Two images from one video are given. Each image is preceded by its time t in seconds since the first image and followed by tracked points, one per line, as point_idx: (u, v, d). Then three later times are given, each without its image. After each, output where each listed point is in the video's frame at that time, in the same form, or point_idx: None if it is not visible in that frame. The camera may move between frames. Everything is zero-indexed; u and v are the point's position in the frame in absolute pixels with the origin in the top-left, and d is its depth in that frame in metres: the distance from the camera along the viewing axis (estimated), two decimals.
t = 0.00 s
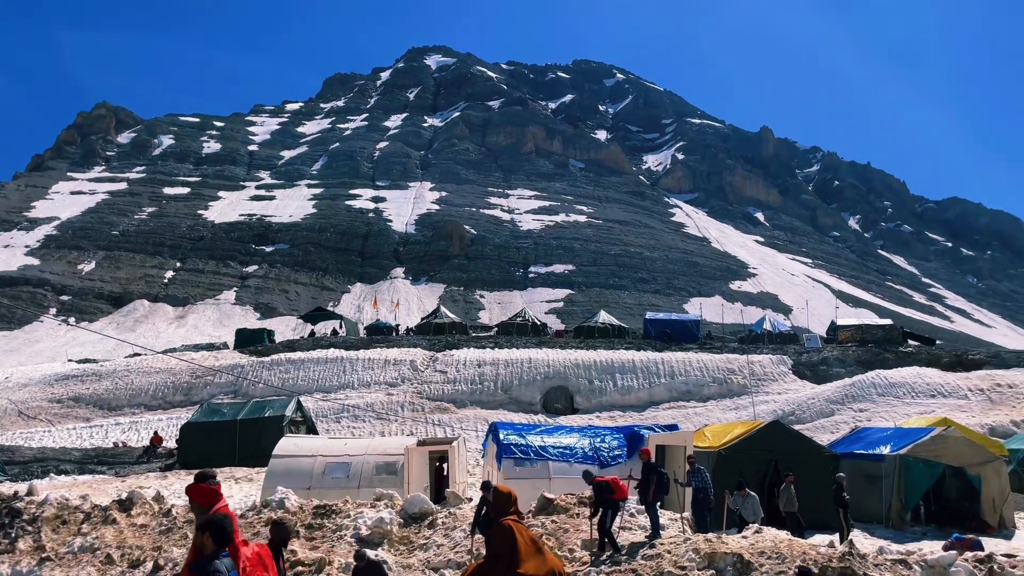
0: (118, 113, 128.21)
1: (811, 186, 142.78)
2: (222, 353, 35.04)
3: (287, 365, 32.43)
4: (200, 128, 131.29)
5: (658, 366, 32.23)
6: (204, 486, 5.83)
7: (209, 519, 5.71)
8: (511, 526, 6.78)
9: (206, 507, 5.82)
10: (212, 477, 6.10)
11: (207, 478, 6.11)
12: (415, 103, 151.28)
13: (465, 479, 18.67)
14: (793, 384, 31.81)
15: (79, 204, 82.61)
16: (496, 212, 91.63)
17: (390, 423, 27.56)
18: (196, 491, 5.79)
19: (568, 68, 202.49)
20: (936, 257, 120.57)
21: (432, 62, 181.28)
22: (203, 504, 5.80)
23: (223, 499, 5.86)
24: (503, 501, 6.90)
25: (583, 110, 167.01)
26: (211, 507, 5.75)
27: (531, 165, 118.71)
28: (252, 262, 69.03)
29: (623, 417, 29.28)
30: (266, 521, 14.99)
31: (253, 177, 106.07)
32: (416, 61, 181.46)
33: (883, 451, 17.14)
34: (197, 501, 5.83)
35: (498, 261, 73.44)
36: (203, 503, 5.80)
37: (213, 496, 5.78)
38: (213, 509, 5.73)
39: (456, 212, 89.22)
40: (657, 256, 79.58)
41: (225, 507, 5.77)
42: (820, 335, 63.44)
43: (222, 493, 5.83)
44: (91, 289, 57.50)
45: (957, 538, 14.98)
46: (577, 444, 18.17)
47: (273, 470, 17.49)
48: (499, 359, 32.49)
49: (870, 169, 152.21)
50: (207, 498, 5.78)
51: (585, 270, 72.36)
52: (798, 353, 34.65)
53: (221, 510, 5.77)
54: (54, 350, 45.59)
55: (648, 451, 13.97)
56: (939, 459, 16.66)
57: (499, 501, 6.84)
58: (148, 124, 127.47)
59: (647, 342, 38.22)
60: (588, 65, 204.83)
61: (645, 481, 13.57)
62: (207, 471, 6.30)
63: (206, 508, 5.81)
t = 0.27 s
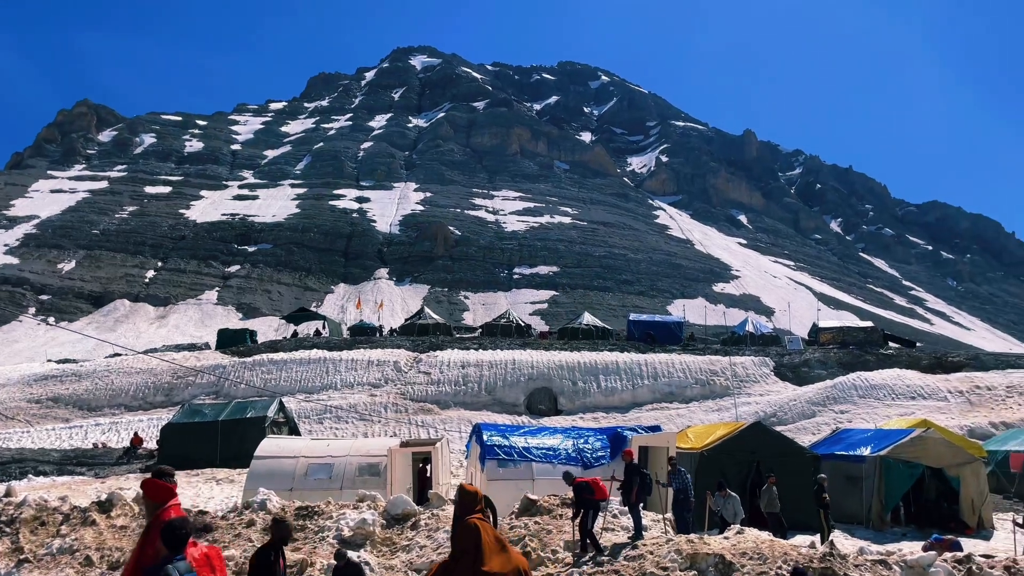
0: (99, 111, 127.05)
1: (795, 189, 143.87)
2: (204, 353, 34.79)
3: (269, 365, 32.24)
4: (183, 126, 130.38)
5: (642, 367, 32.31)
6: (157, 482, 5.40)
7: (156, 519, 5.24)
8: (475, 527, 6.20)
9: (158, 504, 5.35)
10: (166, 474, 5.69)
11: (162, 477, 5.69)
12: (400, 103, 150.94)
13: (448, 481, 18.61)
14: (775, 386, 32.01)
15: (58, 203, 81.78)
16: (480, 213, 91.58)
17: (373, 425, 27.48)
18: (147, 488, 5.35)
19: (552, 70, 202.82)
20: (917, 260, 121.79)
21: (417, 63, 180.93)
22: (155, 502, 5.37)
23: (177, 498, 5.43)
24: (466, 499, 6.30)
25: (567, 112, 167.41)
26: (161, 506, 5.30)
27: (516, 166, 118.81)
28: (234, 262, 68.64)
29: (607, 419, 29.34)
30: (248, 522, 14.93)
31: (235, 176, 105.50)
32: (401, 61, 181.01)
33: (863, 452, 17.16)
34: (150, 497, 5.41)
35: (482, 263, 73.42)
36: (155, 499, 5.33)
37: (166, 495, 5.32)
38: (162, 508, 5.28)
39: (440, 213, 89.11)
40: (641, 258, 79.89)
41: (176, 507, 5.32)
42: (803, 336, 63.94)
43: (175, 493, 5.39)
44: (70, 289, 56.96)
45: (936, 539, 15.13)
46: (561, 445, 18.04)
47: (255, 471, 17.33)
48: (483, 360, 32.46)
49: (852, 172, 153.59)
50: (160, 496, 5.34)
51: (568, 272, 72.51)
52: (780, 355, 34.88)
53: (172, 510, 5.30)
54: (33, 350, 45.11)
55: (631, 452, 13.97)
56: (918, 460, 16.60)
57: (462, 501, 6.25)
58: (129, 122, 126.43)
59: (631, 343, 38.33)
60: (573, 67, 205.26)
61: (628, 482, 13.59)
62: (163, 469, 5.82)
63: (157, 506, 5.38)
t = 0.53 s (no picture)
0: (78, 108, 125.68)
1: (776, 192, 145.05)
2: (184, 353, 34.51)
3: (250, 365, 32.03)
4: (163, 125, 129.29)
5: (623, 368, 32.42)
6: (99, 488, 6.17)
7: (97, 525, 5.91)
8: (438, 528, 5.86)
9: (98, 508, 6.14)
10: (106, 480, 6.36)
11: (103, 481, 6.39)
12: (383, 103, 150.50)
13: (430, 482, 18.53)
14: (755, 387, 32.25)
15: (36, 202, 80.81)
16: (463, 214, 91.49)
17: (354, 425, 27.41)
18: (89, 493, 6.13)
19: (535, 71, 203.02)
20: (896, 263, 123.24)
21: (400, 63, 180.46)
22: (96, 506, 6.13)
23: (117, 502, 6.18)
24: (430, 499, 5.98)
25: (551, 113, 167.71)
26: (102, 510, 6.05)
27: (499, 167, 118.88)
28: (215, 261, 68.14)
29: (588, 419, 29.40)
30: (228, 523, 14.83)
31: (216, 175, 104.76)
32: (384, 61, 180.43)
33: (843, 453, 17.26)
34: (89, 502, 6.17)
35: (464, 263, 73.37)
36: (95, 505, 6.12)
37: (105, 501, 6.10)
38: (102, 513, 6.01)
39: (423, 213, 88.94)
40: (624, 259, 80.18)
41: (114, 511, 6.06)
42: (783, 338, 64.48)
43: (115, 496, 6.17)
44: (48, 288, 56.35)
45: (914, 539, 15.27)
46: (543, 446, 17.94)
47: (235, 472, 17.12)
48: (465, 361, 32.45)
49: (832, 176, 155.12)
50: (99, 501, 6.12)
51: (551, 273, 72.66)
52: (760, 357, 35.17)
53: (109, 514, 6.02)
54: (9, 350, 44.54)
55: (611, 453, 13.99)
56: (897, 462, 16.81)
57: (426, 498, 5.94)
58: (108, 120, 125.20)
59: (613, 344, 38.43)
60: (557, 68, 205.56)
61: (609, 481, 13.58)
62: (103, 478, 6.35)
63: (99, 510, 6.12)
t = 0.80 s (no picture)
0: (55, 105, 124.22)
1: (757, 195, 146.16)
2: (162, 353, 34.19)
3: (229, 365, 31.79)
4: (142, 122, 128.12)
5: (605, 369, 32.49)
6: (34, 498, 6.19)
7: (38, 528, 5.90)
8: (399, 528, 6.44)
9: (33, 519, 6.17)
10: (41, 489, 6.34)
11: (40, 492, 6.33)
12: (365, 102, 149.99)
13: (410, 483, 18.42)
14: (735, 388, 32.48)
15: (11, 199, 79.75)
16: (446, 214, 91.39)
17: (335, 426, 27.27)
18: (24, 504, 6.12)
19: (518, 72, 203.17)
20: (874, 266, 124.65)
21: (383, 62, 179.89)
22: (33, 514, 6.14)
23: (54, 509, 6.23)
24: (391, 501, 6.59)
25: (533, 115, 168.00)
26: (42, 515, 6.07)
27: (481, 167, 118.86)
28: (194, 260, 67.60)
29: (570, 420, 29.45)
30: (206, 525, 14.69)
31: (196, 174, 103.95)
32: (367, 61, 179.77)
33: (821, 454, 17.38)
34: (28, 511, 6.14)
35: (446, 264, 73.28)
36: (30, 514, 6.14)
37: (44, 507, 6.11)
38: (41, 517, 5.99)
39: (404, 213, 88.71)
40: (606, 261, 80.43)
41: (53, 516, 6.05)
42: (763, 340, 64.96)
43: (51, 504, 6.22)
44: (24, 287, 55.60)
45: (891, 539, 15.42)
46: (523, 446, 17.89)
47: (212, 473, 16.97)
48: (446, 361, 32.39)
49: (812, 179, 156.61)
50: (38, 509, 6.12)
51: (533, 274, 72.77)
52: (740, 358, 35.43)
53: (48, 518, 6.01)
54: None
55: (593, 453, 13.96)
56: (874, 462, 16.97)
57: (388, 501, 6.53)
58: (87, 117, 123.86)
59: (595, 345, 38.52)
60: (540, 70, 206.00)
61: (591, 481, 13.54)
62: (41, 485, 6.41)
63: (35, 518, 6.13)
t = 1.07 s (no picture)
0: (32, 102, 122.64)
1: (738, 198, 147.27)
2: (140, 353, 33.86)
3: (209, 366, 31.54)
4: (121, 120, 126.85)
5: (586, 370, 32.56)
6: None
7: None
8: (358, 529, 6.09)
9: None
10: None
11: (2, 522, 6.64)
12: (347, 102, 149.40)
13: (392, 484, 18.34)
14: (716, 389, 32.68)
15: None
16: (428, 214, 91.17)
17: (315, 427, 27.15)
18: None
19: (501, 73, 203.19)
20: (854, 268, 125.89)
21: (365, 62, 179.17)
22: None
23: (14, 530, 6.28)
24: (350, 501, 6.19)
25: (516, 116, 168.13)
26: None
27: (464, 167, 118.76)
28: (174, 259, 67.03)
29: (551, 420, 29.48)
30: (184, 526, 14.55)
31: (176, 172, 103.05)
32: (349, 60, 179.02)
33: (800, 455, 17.50)
34: None
35: (428, 264, 73.12)
36: None
37: None
38: None
39: (387, 213, 88.38)
40: (588, 262, 80.64)
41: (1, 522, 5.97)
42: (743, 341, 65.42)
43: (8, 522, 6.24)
44: None
45: (868, 539, 15.54)
46: (505, 447, 17.84)
47: (191, 474, 16.83)
48: (428, 362, 32.33)
49: (793, 182, 157.94)
50: None
51: (515, 274, 72.82)
52: (720, 360, 35.65)
53: None
54: None
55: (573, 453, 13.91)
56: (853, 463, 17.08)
57: (346, 500, 6.16)
58: (65, 114, 122.42)
59: (577, 346, 38.59)
60: (523, 71, 206.31)
61: (571, 482, 13.46)
62: None
63: None
